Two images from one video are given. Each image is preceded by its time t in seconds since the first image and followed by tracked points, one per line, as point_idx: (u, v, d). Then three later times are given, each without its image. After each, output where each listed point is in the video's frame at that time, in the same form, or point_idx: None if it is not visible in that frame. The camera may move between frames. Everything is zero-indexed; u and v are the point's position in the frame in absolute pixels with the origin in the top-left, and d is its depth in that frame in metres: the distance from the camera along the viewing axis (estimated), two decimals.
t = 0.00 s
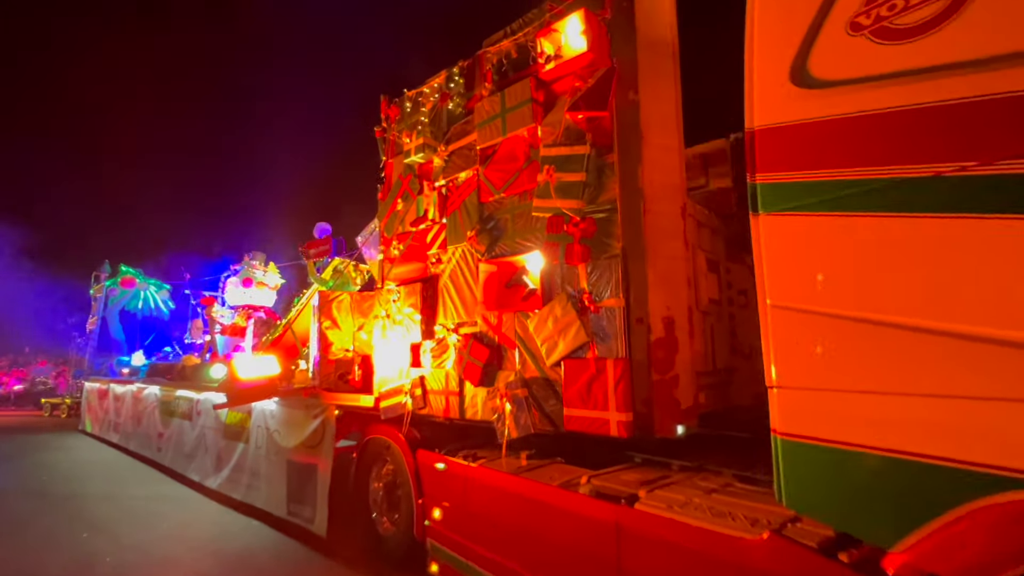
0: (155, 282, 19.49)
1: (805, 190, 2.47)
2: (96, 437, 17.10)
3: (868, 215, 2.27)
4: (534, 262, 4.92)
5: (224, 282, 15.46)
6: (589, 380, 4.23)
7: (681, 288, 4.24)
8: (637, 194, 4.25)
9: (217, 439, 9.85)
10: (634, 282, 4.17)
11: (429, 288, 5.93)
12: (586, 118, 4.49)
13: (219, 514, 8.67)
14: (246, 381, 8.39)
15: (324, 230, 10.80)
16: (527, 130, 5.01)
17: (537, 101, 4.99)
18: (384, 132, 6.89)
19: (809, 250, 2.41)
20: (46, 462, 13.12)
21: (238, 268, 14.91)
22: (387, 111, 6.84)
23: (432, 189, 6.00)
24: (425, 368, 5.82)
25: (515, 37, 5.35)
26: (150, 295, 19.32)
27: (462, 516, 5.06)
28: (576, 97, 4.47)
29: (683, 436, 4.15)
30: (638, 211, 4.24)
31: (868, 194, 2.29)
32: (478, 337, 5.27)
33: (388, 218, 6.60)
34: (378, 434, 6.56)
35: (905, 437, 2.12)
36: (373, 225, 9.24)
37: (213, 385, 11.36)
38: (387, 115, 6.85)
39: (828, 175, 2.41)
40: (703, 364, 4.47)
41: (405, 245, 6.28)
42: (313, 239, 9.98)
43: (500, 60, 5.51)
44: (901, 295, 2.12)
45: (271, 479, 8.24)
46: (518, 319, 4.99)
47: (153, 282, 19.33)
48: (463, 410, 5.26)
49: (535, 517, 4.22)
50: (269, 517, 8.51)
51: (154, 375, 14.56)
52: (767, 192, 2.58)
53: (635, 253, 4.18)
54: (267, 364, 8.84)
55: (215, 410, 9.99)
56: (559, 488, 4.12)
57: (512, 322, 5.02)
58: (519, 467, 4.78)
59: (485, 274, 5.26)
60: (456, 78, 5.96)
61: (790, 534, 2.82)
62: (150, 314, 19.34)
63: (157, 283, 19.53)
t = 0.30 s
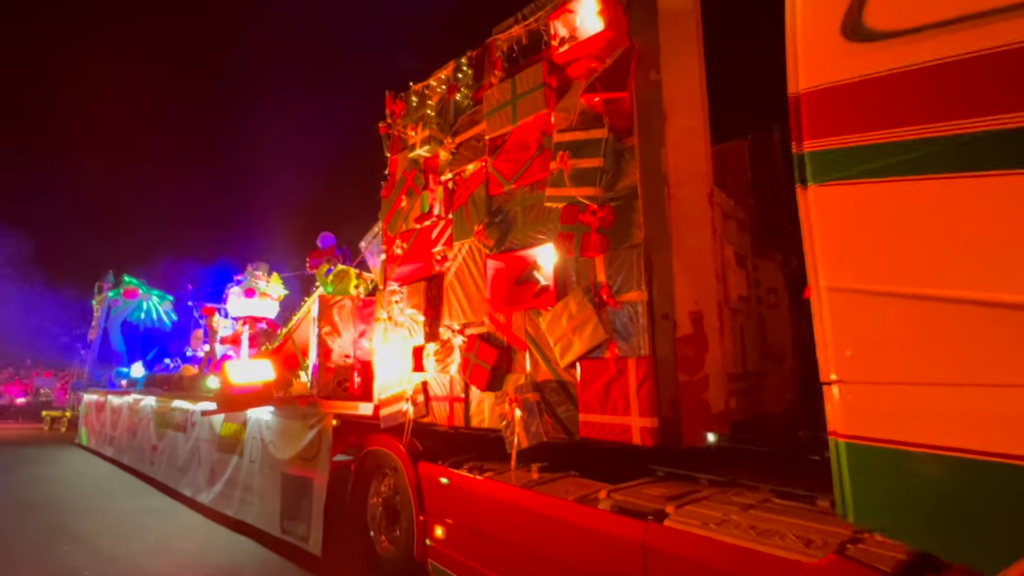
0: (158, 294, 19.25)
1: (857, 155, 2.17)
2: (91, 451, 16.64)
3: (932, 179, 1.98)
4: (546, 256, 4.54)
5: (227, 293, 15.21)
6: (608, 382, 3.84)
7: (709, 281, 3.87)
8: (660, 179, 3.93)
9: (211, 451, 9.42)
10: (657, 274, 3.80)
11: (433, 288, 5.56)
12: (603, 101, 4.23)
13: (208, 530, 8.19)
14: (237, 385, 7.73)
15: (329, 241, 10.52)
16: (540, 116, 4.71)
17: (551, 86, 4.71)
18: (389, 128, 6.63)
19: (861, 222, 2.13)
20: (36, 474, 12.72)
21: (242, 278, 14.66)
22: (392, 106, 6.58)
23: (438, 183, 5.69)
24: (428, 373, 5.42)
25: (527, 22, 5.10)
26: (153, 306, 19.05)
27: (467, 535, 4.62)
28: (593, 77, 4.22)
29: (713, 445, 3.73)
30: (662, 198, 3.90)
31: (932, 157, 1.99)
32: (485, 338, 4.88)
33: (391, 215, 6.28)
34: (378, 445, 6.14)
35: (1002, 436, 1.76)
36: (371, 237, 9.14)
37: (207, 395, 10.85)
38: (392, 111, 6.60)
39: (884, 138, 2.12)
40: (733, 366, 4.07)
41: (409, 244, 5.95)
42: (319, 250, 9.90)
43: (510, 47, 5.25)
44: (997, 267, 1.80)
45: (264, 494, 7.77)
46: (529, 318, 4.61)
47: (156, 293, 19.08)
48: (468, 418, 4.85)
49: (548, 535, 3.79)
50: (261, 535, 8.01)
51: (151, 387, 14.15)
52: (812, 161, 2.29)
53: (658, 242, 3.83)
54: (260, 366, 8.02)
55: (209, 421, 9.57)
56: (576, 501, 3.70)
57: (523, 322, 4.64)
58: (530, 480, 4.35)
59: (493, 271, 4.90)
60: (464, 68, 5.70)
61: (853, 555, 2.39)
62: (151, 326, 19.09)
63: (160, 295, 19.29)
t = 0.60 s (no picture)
0: (161, 301, 19.04)
1: (927, 93, 1.86)
2: (88, 460, 16.26)
3: (1020, 106, 1.68)
4: (565, 232, 4.32)
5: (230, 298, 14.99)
6: (634, 363, 3.55)
7: (743, 255, 3.59)
8: (689, 147, 3.68)
9: (209, 456, 9.08)
10: (687, 247, 3.53)
11: (443, 275, 5.28)
12: (626, 72, 4.03)
13: (204, 538, 7.81)
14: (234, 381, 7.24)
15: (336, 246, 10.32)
16: (557, 91, 4.52)
17: (569, 60, 4.52)
18: (399, 116, 6.45)
19: (935, 164, 1.81)
20: (31, 482, 12.44)
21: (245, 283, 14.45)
22: (402, 93, 6.42)
23: (449, 167, 5.47)
24: (437, 364, 5.13)
25: None
26: (155, 313, 18.78)
27: (479, 536, 4.27)
28: (615, 47, 4.02)
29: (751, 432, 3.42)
30: (690, 167, 3.65)
31: (1010, 85, 1.71)
32: (499, 323, 4.61)
33: (399, 203, 6.06)
34: (383, 443, 5.82)
35: None
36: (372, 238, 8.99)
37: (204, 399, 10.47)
38: (402, 99, 6.43)
39: (956, 67, 1.82)
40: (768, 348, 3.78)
41: (417, 232, 5.70)
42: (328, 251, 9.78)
43: (525, 25, 5.08)
44: None
45: (263, 498, 7.42)
46: (546, 301, 4.34)
47: (157, 300, 18.79)
48: (481, 409, 4.55)
49: (572, 530, 3.48)
50: (258, 542, 7.63)
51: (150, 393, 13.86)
52: (872, 105, 1.99)
53: (687, 212, 3.57)
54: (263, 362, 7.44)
55: (208, 424, 9.25)
56: (601, 493, 3.39)
57: (540, 306, 4.36)
58: (548, 474, 4.03)
59: (508, 253, 4.65)
60: (476, 50, 5.54)
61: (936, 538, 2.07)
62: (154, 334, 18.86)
63: (163, 302, 19.08)
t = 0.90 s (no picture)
0: (162, 310, 18.76)
1: (987, 20, 2.10)
2: (86, 472, 15.89)
3: None
4: (587, 209, 4.15)
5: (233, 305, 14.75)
6: (667, 337, 3.32)
7: (781, 222, 3.39)
8: (721, 110, 3.50)
9: (209, 460, 8.76)
10: (722, 213, 3.33)
11: (456, 260, 5.08)
12: (650, 41, 3.93)
13: (202, 545, 7.47)
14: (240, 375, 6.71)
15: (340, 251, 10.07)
16: (578, 64, 4.40)
17: (590, 33, 4.40)
18: (410, 104, 6.33)
19: (1003, 96, 2.01)
20: (26, 492, 12.09)
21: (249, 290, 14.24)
22: (414, 82, 6.30)
23: (463, 150, 5.32)
24: (451, 352, 4.90)
25: None
26: (157, 323, 18.55)
27: (496, 531, 3.97)
28: (639, 15, 3.92)
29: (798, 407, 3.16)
30: (723, 130, 3.47)
31: None
32: (517, 304, 4.39)
33: (411, 190, 5.90)
34: (393, 439, 5.54)
35: None
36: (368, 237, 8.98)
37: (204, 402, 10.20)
38: (413, 87, 6.32)
39: None
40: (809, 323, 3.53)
41: (429, 218, 5.53)
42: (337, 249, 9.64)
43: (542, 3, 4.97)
44: None
45: (266, 501, 7.10)
46: (568, 279, 4.12)
47: (160, 310, 18.57)
48: (499, 395, 4.30)
49: (603, 517, 3.21)
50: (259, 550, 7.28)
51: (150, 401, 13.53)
52: (937, 36, 2.21)
53: (721, 177, 3.38)
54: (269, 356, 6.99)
55: (208, 428, 8.96)
56: (636, 475, 3.12)
57: (561, 285, 4.14)
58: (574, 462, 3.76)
59: (527, 233, 4.46)
60: (491, 32, 5.44)
61: None
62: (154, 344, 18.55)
63: (164, 312, 18.79)
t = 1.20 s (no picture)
0: (171, 316, 18.61)
1: None
2: (92, 478, 15.67)
3: None
4: (616, 183, 3.99)
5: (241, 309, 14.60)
6: (712, 309, 3.11)
7: (831, 186, 3.18)
8: (763, 71, 3.32)
9: (218, 461, 8.54)
10: (769, 176, 3.14)
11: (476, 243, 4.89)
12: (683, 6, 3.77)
13: (210, 547, 7.23)
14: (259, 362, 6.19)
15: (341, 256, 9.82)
16: (606, 35, 4.28)
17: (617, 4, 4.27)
18: (426, 91, 6.22)
19: None
20: (32, 498, 11.89)
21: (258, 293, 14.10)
22: (430, 68, 6.19)
23: (483, 132, 5.17)
24: (473, 338, 4.68)
25: None
26: (165, 329, 18.34)
27: (526, 522, 3.73)
28: None
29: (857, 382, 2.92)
30: (767, 91, 3.28)
31: None
32: (544, 285, 4.19)
33: (428, 176, 5.75)
34: (410, 432, 5.30)
35: None
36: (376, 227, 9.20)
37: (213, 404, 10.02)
38: (429, 73, 6.20)
39: None
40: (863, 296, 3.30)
41: (448, 202, 5.36)
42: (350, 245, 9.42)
43: None
44: None
45: (277, 501, 6.86)
46: (598, 256, 3.93)
47: (169, 315, 18.37)
48: (525, 380, 4.07)
49: (647, 501, 2.98)
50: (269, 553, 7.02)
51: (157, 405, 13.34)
52: None
53: (766, 139, 3.19)
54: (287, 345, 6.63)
55: (218, 428, 8.75)
56: (684, 455, 2.89)
57: (591, 263, 3.95)
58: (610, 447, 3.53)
59: (553, 211, 4.28)
60: (510, 13, 5.33)
61: None
62: (162, 350, 18.38)
63: (172, 317, 18.63)
